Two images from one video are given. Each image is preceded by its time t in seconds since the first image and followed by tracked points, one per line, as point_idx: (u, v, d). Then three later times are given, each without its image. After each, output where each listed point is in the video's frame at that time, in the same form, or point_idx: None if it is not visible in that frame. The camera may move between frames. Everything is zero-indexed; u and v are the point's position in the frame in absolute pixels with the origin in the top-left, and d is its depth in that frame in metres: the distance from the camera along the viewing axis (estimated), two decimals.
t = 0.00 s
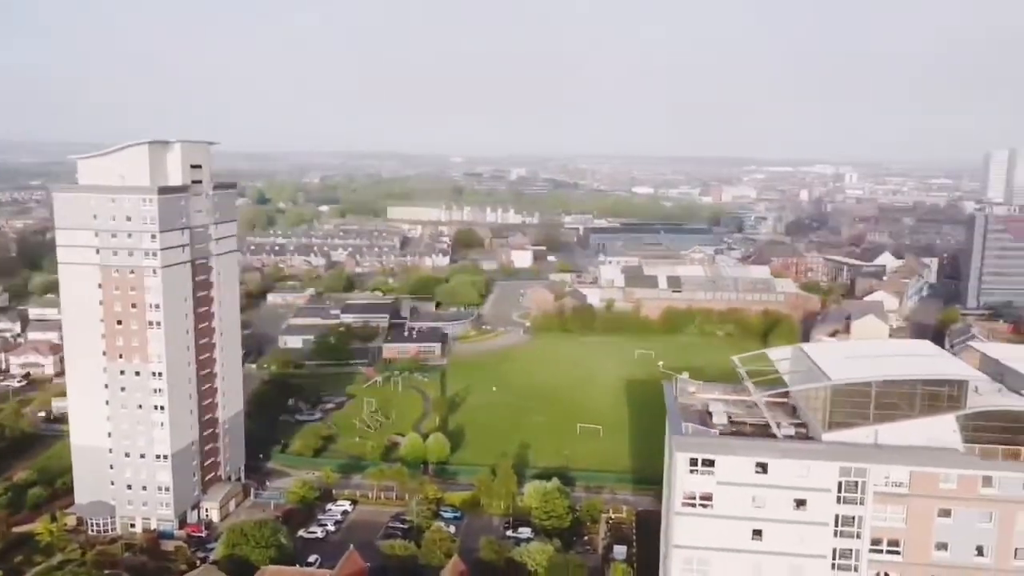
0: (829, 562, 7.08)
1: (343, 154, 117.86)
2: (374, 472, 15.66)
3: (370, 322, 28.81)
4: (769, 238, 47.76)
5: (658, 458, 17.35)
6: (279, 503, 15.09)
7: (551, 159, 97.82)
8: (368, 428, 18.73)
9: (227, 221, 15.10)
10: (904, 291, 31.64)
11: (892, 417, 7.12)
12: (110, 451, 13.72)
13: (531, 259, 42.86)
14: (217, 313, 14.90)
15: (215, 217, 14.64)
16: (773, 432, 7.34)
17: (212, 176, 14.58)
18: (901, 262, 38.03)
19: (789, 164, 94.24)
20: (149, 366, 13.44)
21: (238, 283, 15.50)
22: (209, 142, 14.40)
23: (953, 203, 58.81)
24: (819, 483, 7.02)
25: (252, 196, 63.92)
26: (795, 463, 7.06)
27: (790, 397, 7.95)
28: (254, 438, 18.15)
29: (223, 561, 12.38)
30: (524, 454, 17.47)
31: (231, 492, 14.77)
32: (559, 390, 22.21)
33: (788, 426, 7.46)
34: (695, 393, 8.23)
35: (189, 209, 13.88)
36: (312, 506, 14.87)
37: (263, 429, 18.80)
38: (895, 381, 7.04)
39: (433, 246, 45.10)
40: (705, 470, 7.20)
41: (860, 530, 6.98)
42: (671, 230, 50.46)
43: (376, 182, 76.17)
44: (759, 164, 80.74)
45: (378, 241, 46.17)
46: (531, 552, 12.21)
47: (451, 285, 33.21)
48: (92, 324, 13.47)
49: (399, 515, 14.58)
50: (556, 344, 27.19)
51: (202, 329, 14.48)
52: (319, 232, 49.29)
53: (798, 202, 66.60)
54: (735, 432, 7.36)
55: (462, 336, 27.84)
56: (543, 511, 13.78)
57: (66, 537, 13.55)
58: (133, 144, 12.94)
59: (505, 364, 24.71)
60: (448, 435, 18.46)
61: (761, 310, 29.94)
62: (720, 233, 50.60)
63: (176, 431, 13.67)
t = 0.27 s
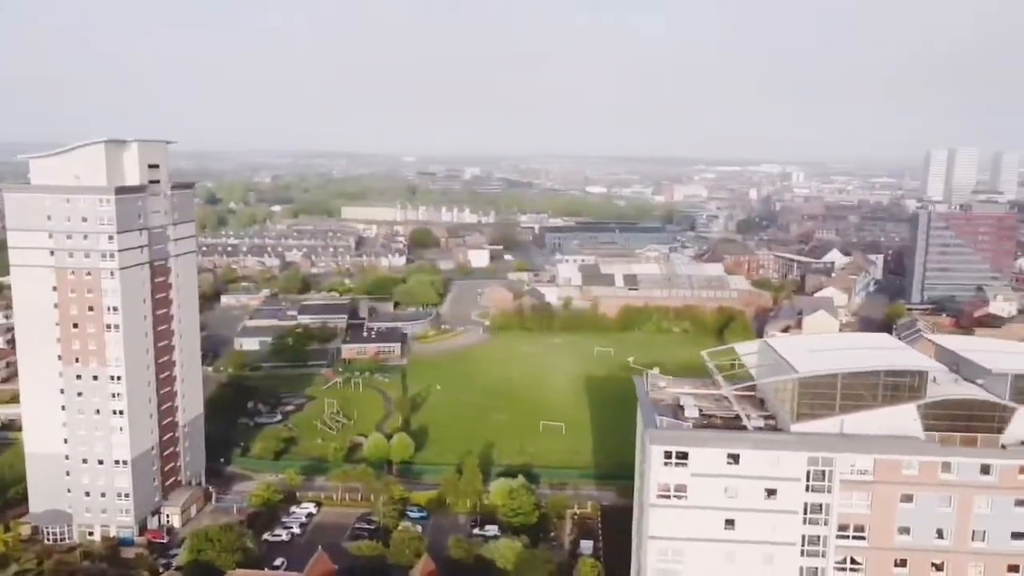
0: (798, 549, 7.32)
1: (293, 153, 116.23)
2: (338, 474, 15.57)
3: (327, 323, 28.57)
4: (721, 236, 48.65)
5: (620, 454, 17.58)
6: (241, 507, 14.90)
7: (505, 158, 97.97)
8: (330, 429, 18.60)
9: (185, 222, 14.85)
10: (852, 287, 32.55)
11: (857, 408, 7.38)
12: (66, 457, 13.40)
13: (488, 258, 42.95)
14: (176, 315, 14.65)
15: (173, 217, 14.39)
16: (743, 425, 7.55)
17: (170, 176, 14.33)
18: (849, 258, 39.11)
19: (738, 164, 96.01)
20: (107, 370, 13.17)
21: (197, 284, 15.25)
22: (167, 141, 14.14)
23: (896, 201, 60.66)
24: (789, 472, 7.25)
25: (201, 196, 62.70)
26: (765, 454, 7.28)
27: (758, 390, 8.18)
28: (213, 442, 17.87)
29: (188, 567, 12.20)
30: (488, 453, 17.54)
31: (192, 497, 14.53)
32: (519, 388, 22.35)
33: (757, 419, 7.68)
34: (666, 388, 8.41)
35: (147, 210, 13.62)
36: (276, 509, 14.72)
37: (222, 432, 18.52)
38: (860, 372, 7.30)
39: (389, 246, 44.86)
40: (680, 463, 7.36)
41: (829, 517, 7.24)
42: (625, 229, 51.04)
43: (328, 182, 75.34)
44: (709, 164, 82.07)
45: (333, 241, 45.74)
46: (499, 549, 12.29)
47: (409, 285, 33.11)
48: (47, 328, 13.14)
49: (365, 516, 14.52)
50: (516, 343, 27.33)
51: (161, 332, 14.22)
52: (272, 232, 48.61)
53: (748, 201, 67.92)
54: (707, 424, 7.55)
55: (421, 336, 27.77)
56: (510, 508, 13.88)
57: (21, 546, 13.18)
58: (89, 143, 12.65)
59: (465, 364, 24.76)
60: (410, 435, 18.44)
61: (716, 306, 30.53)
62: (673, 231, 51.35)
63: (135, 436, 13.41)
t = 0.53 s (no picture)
0: (771, 538, 7.53)
1: (246, 152, 114.38)
2: (305, 476, 15.46)
3: (288, 324, 28.28)
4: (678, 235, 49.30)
5: (586, 451, 17.73)
6: (206, 511, 14.69)
7: (462, 157, 97.78)
8: (294, 431, 18.44)
9: (146, 223, 14.59)
10: (807, 284, 33.29)
11: (826, 400, 7.62)
12: (25, 465, 13.09)
13: (448, 257, 42.91)
14: (137, 318, 14.38)
15: (133, 218, 14.13)
16: (717, 419, 7.74)
17: (130, 176, 14.06)
18: (802, 256, 39.96)
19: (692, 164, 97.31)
20: (67, 375, 12.89)
21: (159, 286, 14.99)
22: (126, 141, 13.90)
23: (846, 200, 62.14)
24: (761, 464, 7.46)
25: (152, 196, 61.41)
26: (739, 446, 7.47)
27: (728, 385, 8.38)
28: (175, 447, 17.59)
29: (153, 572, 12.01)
30: (455, 452, 17.56)
31: (156, 503, 14.29)
32: (483, 388, 22.40)
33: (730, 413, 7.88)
34: (639, 384, 8.56)
35: (107, 211, 13.36)
36: (242, 513, 14.56)
37: (183, 436, 18.23)
38: (828, 366, 7.52)
39: (348, 246, 44.51)
40: (655, 456, 7.51)
41: (799, 507, 7.47)
42: (584, 228, 51.41)
43: (284, 182, 74.35)
44: (664, 163, 83.03)
45: (291, 242, 45.23)
46: (470, 547, 12.36)
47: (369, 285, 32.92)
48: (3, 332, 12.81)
49: (333, 517, 14.45)
50: (478, 343, 27.39)
51: (122, 335, 13.96)
52: (227, 233, 47.85)
53: (703, 200, 68.91)
54: (681, 419, 7.71)
55: (383, 336, 27.63)
56: (479, 507, 13.96)
57: None
58: (47, 142, 12.37)
59: (428, 364, 24.74)
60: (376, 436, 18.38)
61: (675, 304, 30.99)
62: (631, 230, 51.89)
63: (97, 441, 13.14)
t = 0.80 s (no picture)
0: (747, 530, 7.72)
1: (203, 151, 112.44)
2: (275, 478, 15.34)
3: (251, 326, 27.96)
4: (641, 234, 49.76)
5: (555, 450, 17.84)
6: (175, 516, 14.49)
7: (423, 157, 97.42)
8: (261, 434, 18.27)
9: (109, 224, 14.34)
10: (768, 282, 33.89)
11: (798, 394, 7.83)
12: None
13: (412, 257, 42.79)
14: (101, 320, 14.13)
15: (97, 219, 13.88)
16: (693, 414, 7.92)
17: (92, 176, 13.80)
18: (762, 254, 40.65)
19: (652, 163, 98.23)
20: (31, 379, 12.63)
21: (123, 288, 14.74)
22: (88, 141, 13.64)
23: (802, 199, 63.30)
24: (737, 457, 7.65)
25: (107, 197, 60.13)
26: (715, 440, 7.64)
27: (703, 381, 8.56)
28: (140, 451, 17.30)
29: None
30: (425, 452, 17.55)
31: (122, 509, 14.06)
32: (451, 387, 22.40)
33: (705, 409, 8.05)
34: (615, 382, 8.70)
35: (70, 212, 13.10)
36: (211, 517, 14.40)
37: (148, 440, 17.95)
38: (800, 361, 7.73)
39: (311, 246, 44.13)
40: (635, 452, 7.65)
41: (774, 499, 7.67)
42: (547, 227, 51.64)
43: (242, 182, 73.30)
44: (625, 163, 83.74)
45: (252, 242, 44.69)
46: (445, 547, 12.40)
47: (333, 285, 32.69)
48: None
49: (304, 519, 14.36)
50: (445, 342, 27.39)
51: (86, 338, 13.70)
52: (186, 233, 47.09)
53: (664, 199, 69.65)
54: (658, 414, 7.87)
55: (349, 337, 27.45)
56: (452, 506, 13.99)
57: None
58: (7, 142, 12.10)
59: (395, 364, 24.66)
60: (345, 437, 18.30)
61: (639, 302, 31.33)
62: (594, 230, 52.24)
63: (61, 447, 12.89)
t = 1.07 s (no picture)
0: (725, 523, 7.89)
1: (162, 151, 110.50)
2: (247, 481, 15.21)
3: (218, 328, 27.65)
4: (607, 234, 50.11)
5: (528, 449, 17.90)
6: (145, 521, 14.29)
7: (388, 157, 96.94)
8: (231, 437, 18.08)
9: (75, 225, 14.09)
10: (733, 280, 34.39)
11: (774, 389, 8.02)
12: None
13: (380, 257, 42.63)
14: (68, 324, 13.89)
15: (62, 220, 13.63)
16: (672, 410, 8.07)
17: (58, 177, 13.55)
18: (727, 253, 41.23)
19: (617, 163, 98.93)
20: None
21: (89, 290, 14.50)
22: (54, 141, 13.39)
23: (764, 198, 64.32)
24: (716, 452, 7.81)
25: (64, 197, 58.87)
26: (695, 436, 7.80)
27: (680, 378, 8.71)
28: (107, 456, 17.02)
29: None
30: (398, 453, 17.52)
31: (91, 515, 13.84)
32: (422, 388, 22.36)
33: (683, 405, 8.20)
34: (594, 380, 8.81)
35: (36, 213, 12.86)
36: (183, 521, 14.23)
37: (114, 445, 17.67)
38: (776, 357, 7.92)
39: (276, 247, 43.72)
40: (616, 449, 7.76)
41: (751, 492, 7.85)
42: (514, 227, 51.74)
43: (204, 182, 72.24)
44: (590, 163, 84.20)
45: (216, 243, 44.15)
46: (422, 547, 12.43)
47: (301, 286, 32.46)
48: None
49: (278, 522, 14.26)
50: (415, 342, 27.34)
51: (53, 342, 13.47)
52: (148, 234, 46.34)
53: (629, 199, 70.22)
54: (639, 411, 8.00)
55: (317, 338, 27.27)
56: (427, 506, 14.01)
57: None
58: None
59: (365, 365, 24.55)
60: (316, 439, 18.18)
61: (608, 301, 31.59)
62: (561, 229, 52.54)
63: (28, 452, 12.66)
